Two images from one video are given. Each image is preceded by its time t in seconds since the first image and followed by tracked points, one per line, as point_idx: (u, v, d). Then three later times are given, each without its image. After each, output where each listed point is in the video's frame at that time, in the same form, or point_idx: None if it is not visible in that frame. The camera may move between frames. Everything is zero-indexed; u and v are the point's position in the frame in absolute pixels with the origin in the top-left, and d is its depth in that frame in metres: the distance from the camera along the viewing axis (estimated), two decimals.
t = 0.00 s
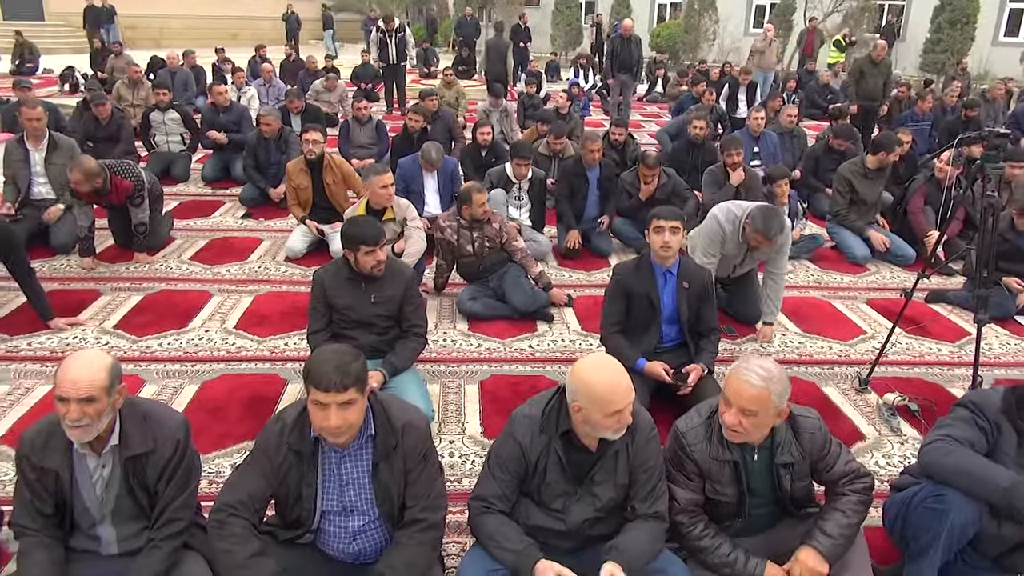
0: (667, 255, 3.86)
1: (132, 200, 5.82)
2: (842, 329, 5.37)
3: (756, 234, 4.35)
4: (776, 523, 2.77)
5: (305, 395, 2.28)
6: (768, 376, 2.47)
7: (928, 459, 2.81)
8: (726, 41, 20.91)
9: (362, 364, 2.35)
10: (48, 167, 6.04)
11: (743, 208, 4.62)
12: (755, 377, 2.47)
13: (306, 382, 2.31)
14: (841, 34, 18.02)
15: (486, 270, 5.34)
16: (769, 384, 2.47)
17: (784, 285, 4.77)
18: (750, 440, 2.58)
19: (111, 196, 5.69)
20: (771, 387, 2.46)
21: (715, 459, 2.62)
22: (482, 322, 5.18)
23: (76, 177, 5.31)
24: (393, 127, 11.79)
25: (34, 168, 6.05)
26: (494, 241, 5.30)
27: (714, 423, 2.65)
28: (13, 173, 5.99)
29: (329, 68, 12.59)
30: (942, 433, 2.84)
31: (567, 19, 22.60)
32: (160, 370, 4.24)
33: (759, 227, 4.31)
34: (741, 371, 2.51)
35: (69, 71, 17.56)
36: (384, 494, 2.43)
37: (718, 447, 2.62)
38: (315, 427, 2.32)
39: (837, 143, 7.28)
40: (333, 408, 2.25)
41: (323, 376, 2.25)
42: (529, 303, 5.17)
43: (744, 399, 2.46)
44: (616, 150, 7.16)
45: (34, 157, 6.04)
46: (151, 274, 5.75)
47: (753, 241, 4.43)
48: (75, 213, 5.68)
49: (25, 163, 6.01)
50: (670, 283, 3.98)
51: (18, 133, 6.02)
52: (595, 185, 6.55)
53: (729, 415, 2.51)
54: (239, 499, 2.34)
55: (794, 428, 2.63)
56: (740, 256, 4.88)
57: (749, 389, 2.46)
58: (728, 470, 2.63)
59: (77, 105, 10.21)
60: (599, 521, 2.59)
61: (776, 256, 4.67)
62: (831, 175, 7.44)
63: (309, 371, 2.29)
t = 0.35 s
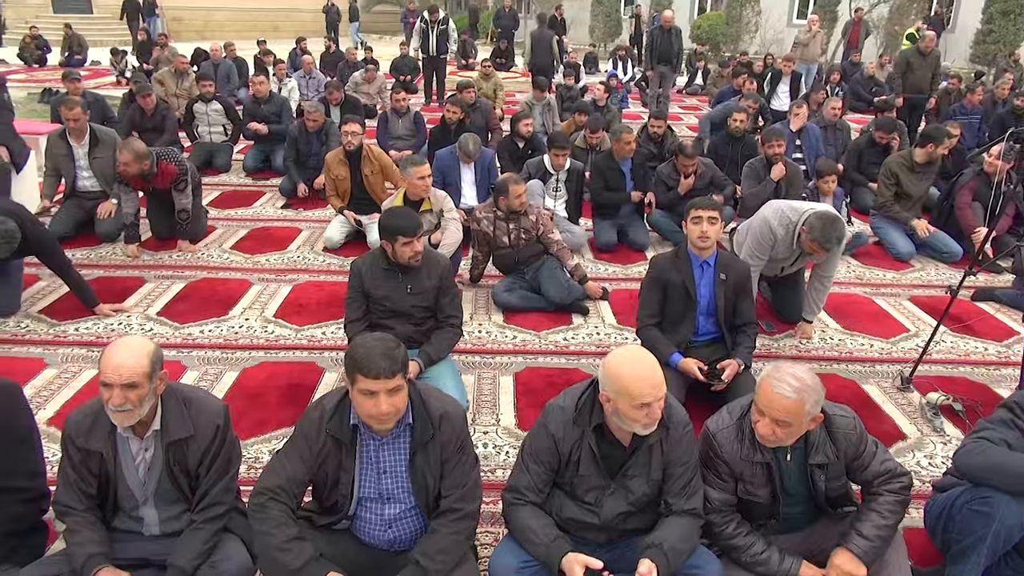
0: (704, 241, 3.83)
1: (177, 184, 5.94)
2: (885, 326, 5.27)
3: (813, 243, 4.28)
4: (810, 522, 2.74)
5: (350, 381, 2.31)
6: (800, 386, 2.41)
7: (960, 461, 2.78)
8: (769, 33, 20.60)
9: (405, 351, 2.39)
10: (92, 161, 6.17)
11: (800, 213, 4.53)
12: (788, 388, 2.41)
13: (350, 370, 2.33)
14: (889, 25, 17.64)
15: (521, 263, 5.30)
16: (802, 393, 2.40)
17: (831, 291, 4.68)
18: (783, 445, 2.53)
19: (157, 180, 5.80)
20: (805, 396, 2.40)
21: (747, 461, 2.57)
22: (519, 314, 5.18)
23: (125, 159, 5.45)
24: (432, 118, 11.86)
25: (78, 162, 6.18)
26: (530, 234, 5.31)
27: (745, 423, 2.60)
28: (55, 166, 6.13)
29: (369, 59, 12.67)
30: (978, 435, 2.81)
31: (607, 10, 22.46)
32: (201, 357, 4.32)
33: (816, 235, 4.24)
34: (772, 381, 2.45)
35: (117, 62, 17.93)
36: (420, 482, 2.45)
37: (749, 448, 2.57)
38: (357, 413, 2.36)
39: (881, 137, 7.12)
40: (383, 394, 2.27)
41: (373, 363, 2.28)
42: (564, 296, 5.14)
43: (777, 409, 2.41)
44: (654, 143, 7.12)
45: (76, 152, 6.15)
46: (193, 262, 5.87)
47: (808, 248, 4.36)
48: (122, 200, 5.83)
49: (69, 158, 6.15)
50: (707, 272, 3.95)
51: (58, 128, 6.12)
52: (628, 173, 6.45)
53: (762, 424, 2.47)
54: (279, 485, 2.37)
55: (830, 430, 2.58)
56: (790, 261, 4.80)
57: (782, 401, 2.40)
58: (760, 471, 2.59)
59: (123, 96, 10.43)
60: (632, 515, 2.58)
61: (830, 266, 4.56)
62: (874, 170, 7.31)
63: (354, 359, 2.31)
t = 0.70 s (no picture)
0: (745, 235, 3.77)
1: (220, 170, 6.15)
2: (925, 323, 5.17)
3: (847, 228, 4.23)
4: (845, 522, 2.71)
5: (391, 375, 2.29)
6: (836, 382, 2.37)
7: (1004, 460, 2.74)
8: (806, 24, 20.29)
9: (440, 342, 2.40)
10: (126, 161, 6.23)
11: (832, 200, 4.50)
12: (824, 385, 2.38)
13: (389, 365, 2.30)
14: (931, 14, 17.30)
15: (553, 256, 5.29)
16: (839, 389, 2.37)
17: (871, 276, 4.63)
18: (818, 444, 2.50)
19: (202, 162, 6.09)
20: (841, 393, 2.37)
21: (781, 459, 2.54)
22: (552, 307, 5.17)
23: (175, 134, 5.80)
24: (465, 111, 11.90)
25: (114, 163, 6.23)
26: (563, 228, 5.26)
27: (780, 421, 2.57)
28: (94, 170, 6.17)
29: (402, 53, 12.73)
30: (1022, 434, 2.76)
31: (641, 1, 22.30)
32: (237, 347, 4.38)
33: (851, 222, 4.20)
34: (808, 376, 2.42)
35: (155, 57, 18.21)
36: (452, 474, 2.47)
37: (783, 447, 2.54)
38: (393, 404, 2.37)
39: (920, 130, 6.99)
40: (428, 385, 2.28)
41: (417, 355, 2.28)
42: (597, 289, 5.12)
43: (813, 406, 2.38)
44: (688, 136, 7.06)
45: (110, 155, 6.20)
46: (230, 254, 5.95)
47: (843, 235, 4.32)
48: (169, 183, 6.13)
49: (105, 161, 6.20)
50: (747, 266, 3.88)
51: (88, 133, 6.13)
52: (660, 166, 6.44)
53: (796, 421, 2.44)
54: (313, 474, 2.40)
55: (867, 429, 2.54)
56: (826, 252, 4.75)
57: (817, 398, 2.37)
58: (794, 470, 2.56)
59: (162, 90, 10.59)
60: (665, 510, 2.57)
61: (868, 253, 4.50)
62: (915, 163, 7.18)
63: (395, 353, 2.30)
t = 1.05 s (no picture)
0: (796, 233, 3.74)
1: (277, 143, 6.76)
2: (973, 324, 5.06)
3: (863, 202, 4.43)
4: (895, 526, 2.66)
5: (456, 374, 2.27)
6: (889, 386, 2.33)
7: None
8: (849, 17, 19.90)
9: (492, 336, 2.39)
10: (170, 156, 6.35)
11: (855, 182, 4.71)
12: (877, 388, 2.33)
13: (450, 365, 2.28)
14: (979, 7, 16.91)
15: (592, 252, 5.26)
16: (892, 392, 2.33)
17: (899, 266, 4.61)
18: (867, 449, 2.46)
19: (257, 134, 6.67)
20: (894, 398, 2.33)
21: (829, 463, 2.50)
22: (591, 303, 5.15)
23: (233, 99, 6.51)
24: (502, 106, 11.91)
25: (159, 159, 6.35)
26: (602, 223, 5.24)
27: (828, 424, 2.52)
28: (142, 166, 6.30)
29: (440, 47, 12.79)
30: None
31: None
32: (279, 338, 4.43)
33: (867, 194, 4.41)
34: (860, 380, 2.37)
35: (197, 51, 18.50)
36: (496, 468, 2.46)
37: (831, 450, 2.51)
38: (444, 397, 2.37)
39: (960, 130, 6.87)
40: (495, 379, 2.29)
41: (481, 352, 2.27)
42: (636, 286, 5.10)
43: (864, 409, 2.34)
44: (729, 131, 6.99)
45: (156, 154, 6.33)
46: (271, 246, 6.02)
47: (861, 211, 4.50)
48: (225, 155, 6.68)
49: (151, 160, 6.33)
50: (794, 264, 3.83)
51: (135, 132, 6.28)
52: (699, 163, 6.36)
53: (846, 425, 2.40)
54: (359, 465, 2.43)
55: (920, 435, 2.48)
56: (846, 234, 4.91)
57: (869, 400, 2.33)
58: (842, 474, 2.52)
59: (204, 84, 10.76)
60: (709, 509, 2.56)
61: (888, 238, 4.58)
62: (962, 161, 7.04)
63: (457, 352, 2.27)
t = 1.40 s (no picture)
0: (831, 242, 3.63)
1: (327, 133, 6.94)
2: (1021, 328, 4.94)
3: (908, 134, 4.53)
4: (943, 535, 2.62)
5: (501, 374, 2.27)
6: (941, 397, 2.28)
7: None
8: (890, 13, 19.51)
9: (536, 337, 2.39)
10: (210, 152, 6.44)
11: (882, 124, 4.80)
12: (928, 398, 2.28)
13: (495, 365, 2.28)
14: None
15: (629, 250, 5.24)
16: (943, 403, 2.28)
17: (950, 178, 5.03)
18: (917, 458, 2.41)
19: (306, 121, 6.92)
20: (947, 407, 2.28)
21: (876, 471, 2.46)
22: (627, 302, 5.13)
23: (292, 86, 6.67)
24: (537, 102, 11.90)
25: (199, 152, 6.42)
26: (640, 221, 5.21)
27: (876, 431, 2.48)
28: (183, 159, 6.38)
29: (474, 43, 12.81)
30: None
31: None
32: (317, 332, 4.47)
33: (915, 126, 4.49)
34: (911, 388, 2.32)
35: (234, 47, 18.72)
36: (537, 467, 2.46)
37: (879, 458, 2.46)
38: (486, 395, 2.38)
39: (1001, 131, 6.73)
40: (538, 381, 2.29)
41: (526, 352, 2.27)
42: (674, 285, 5.07)
43: (914, 420, 2.29)
44: (767, 129, 6.91)
45: (196, 146, 6.41)
46: (309, 241, 6.08)
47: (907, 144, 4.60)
48: (270, 145, 6.96)
49: (192, 152, 6.40)
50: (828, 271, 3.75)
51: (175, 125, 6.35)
52: (738, 160, 6.27)
53: (895, 433, 2.36)
54: (399, 460, 2.44)
55: (972, 444, 2.43)
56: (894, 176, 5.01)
57: (920, 411, 2.28)
58: (890, 482, 2.48)
59: (242, 80, 10.89)
60: (751, 513, 2.53)
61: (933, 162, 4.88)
62: (1008, 161, 6.88)
63: (503, 352, 2.27)
